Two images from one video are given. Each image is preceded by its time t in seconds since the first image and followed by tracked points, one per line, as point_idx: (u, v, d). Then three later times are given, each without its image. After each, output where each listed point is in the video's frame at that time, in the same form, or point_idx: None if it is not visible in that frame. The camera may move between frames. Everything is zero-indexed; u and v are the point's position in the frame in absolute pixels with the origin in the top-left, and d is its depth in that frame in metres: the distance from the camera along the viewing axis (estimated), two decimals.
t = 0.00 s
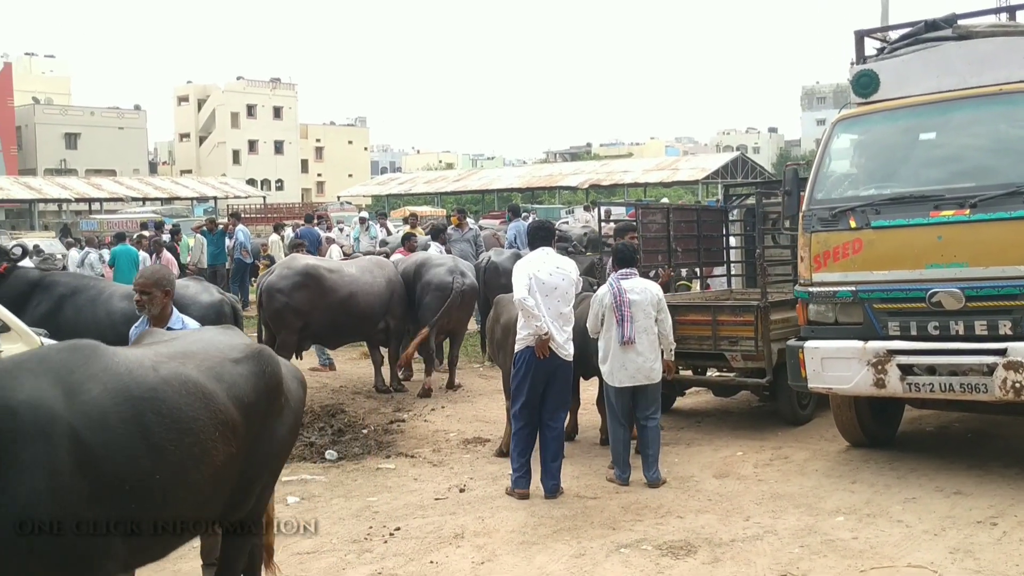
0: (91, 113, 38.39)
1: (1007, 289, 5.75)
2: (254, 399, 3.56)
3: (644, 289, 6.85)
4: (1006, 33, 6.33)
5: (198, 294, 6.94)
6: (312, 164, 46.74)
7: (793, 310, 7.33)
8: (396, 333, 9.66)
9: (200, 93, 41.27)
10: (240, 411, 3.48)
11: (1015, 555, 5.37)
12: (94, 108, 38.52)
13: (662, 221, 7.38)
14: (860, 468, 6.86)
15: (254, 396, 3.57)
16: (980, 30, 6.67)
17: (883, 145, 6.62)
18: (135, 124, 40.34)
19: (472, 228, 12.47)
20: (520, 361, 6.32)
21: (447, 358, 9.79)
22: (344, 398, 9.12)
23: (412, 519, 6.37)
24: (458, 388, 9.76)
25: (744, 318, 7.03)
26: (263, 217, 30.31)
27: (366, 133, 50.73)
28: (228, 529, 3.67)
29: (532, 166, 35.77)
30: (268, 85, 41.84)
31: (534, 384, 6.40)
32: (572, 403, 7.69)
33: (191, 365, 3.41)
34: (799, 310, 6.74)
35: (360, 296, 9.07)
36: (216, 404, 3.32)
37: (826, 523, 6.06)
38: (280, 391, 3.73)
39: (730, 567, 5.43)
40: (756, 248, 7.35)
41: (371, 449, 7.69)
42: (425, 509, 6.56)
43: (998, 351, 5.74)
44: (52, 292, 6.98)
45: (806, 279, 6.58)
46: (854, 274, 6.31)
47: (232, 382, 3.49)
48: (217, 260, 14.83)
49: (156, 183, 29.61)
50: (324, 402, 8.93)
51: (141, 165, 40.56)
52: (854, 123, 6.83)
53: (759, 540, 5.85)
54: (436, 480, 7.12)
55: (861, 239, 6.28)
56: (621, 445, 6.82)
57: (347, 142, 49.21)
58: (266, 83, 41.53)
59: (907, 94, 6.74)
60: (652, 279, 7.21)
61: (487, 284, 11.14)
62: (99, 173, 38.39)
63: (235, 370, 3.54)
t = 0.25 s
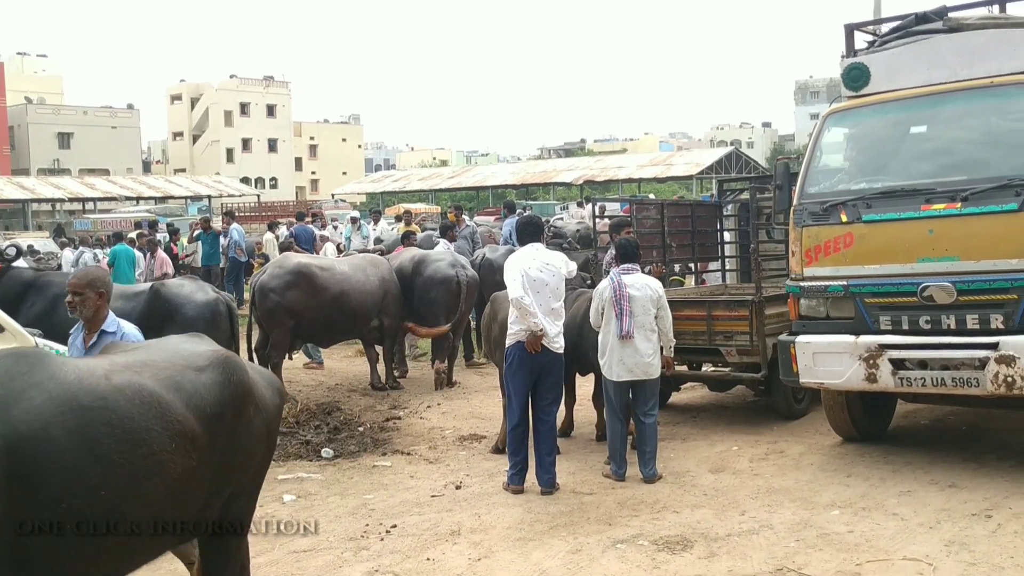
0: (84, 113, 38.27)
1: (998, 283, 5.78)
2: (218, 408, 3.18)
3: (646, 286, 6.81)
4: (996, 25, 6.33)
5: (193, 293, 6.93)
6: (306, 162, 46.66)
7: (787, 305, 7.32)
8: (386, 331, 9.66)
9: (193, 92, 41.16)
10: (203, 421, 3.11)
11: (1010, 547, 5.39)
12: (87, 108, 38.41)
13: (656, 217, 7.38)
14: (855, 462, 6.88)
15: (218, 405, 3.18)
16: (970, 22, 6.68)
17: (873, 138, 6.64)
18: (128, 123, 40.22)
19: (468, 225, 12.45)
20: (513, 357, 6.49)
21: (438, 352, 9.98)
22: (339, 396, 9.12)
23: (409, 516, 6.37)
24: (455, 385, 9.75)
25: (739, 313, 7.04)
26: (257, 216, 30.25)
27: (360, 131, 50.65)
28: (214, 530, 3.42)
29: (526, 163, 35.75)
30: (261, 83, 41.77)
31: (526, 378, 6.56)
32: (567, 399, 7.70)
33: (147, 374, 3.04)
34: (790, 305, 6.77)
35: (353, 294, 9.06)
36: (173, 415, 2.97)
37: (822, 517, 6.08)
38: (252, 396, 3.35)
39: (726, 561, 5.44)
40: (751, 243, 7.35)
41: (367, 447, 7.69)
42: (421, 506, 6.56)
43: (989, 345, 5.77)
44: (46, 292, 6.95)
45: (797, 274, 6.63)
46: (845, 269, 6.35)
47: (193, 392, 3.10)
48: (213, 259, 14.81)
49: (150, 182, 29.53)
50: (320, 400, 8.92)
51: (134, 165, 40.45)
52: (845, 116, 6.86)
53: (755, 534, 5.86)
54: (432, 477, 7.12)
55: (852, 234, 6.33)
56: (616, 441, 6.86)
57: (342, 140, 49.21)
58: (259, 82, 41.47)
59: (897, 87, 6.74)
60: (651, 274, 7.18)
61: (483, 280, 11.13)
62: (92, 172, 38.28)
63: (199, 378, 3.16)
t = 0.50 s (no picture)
0: (22, 117, 37.37)
1: (932, 286, 5.92)
2: (108, 421, 3.16)
3: (594, 291, 6.78)
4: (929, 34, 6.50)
5: (133, 301, 6.80)
6: (254, 167, 46.14)
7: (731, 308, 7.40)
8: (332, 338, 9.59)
9: (136, 96, 40.43)
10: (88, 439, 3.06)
11: (947, 545, 5.51)
12: (26, 112, 37.52)
13: (602, 222, 7.42)
14: (798, 463, 6.98)
15: (107, 420, 3.15)
16: (903, 30, 6.85)
17: (811, 144, 6.75)
18: (69, 128, 39.39)
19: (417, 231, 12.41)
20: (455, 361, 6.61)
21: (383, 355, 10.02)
22: (286, 404, 9.03)
23: (355, 524, 6.32)
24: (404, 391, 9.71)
25: (684, 317, 7.10)
26: (201, 222, 29.79)
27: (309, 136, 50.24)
28: (137, 531, 3.47)
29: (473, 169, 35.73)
30: (206, 87, 41.26)
31: (468, 383, 6.67)
32: (514, 404, 7.70)
33: (26, 392, 2.99)
34: (731, 309, 6.86)
35: (300, 301, 8.97)
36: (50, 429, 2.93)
37: (766, 518, 6.15)
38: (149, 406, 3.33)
39: (671, 564, 5.48)
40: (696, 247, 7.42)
41: (313, 455, 7.62)
42: (368, 514, 6.51)
43: (924, 347, 5.91)
44: None
45: (738, 278, 6.71)
46: (784, 273, 6.44)
47: (80, 405, 3.09)
48: (154, 266, 14.55)
49: (90, 188, 28.92)
50: (265, 408, 8.82)
51: (76, 170, 39.60)
52: (783, 122, 6.96)
53: (700, 536, 5.91)
54: (379, 484, 7.08)
55: (791, 238, 6.42)
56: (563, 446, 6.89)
57: (287, 145, 48.60)
58: (204, 86, 40.96)
59: (834, 94, 6.88)
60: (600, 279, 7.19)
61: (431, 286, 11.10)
62: (31, 178, 37.38)
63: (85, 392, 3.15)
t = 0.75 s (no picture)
0: None
1: (857, 290, 6.04)
2: None
3: (525, 297, 6.80)
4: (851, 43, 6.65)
5: (55, 309, 6.63)
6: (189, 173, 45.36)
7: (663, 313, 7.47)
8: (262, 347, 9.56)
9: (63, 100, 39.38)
10: None
11: (872, 543, 5.62)
12: None
13: (535, 228, 7.45)
14: (729, 464, 7.07)
15: None
16: (825, 39, 7.01)
17: (739, 150, 6.86)
18: None
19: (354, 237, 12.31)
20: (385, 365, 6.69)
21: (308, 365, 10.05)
22: (218, 413, 8.88)
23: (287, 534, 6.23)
24: (339, 399, 9.63)
25: (616, 321, 7.16)
26: (130, 229, 29.15)
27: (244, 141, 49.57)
28: (32, 533, 3.37)
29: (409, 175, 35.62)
30: (136, 91, 40.49)
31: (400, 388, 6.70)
32: (448, 410, 7.67)
33: None
34: (662, 314, 6.91)
35: (230, 309, 8.87)
36: None
37: (697, 520, 6.21)
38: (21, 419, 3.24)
39: (604, 568, 5.50)
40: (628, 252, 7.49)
41: (244, 464, 7.51)
42: (300, 523, 6.43)
43: (849, 350, 6.02)
44: None
45: (668, 283, 6.77)
46: (713, 277, 6.53)
47: None
48: (79, 274, 14.20)
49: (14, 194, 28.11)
50: (195, 417, 8.66)
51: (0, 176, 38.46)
52: (712, 129, 7.07)
53: (633, 540, 5.94)
54: (311, 493, 6.99)
55: (719, 243, 6.51)
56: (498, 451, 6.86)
57: (222, 150, 47.88)
58: (133, 91, 40.47)
59: (760, 101, 6.99)
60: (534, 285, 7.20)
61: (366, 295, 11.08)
62: None
63: None
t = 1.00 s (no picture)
0: None
1: (761, 295, 6.15)
2: None
3: (433, 306, 6.81)
4: (752, 54, 6.81)
5: None
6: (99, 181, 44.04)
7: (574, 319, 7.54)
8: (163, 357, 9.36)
9: None
10: None
11: (777, 542, 5.73)
12: None
13: (446, 236, 7.45)
14: (639, 468, 7.15)
15: None
16: (728, 50, 7.18)
17: (647, 158, 6.94)
18: None
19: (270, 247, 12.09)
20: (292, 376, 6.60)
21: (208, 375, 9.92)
22: (123, 427, 8.63)
23: (192, 550, 6.07)
24: (249, 410, 9.46)
25: (527, 328, 7.18)
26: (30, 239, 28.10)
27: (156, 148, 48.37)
28: None
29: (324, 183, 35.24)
30: (34, 95, 39.00)
31: (308, 398, 6.62)
32: (360, 420, 7.59)
33: None
34: (572, 320, 6.94)
35: (130, 320, 8.64)
36: None
37: (608, 524, 6.25)
38: None
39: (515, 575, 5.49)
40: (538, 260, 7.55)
41: (149, 480, 7.31)
42: (206, 539, 6.27)
43: (754, 354, 6.13)
44: None
45: (578, 290, 6.79)
46: (622, 284, 6.57)
47: None
48: None
49: None
50: (98, 432, 8.39)
51: None
52: (620, 137, 7.15)
53: (544, 546, 5.95)
54: (219, 507, 6.84)
55: (628, 250, 6.55)
56: (411, 460, 6.81)
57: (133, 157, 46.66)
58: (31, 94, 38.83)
59: (667, 110, 7.12)
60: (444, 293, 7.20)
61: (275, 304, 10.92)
62: None
63: None
